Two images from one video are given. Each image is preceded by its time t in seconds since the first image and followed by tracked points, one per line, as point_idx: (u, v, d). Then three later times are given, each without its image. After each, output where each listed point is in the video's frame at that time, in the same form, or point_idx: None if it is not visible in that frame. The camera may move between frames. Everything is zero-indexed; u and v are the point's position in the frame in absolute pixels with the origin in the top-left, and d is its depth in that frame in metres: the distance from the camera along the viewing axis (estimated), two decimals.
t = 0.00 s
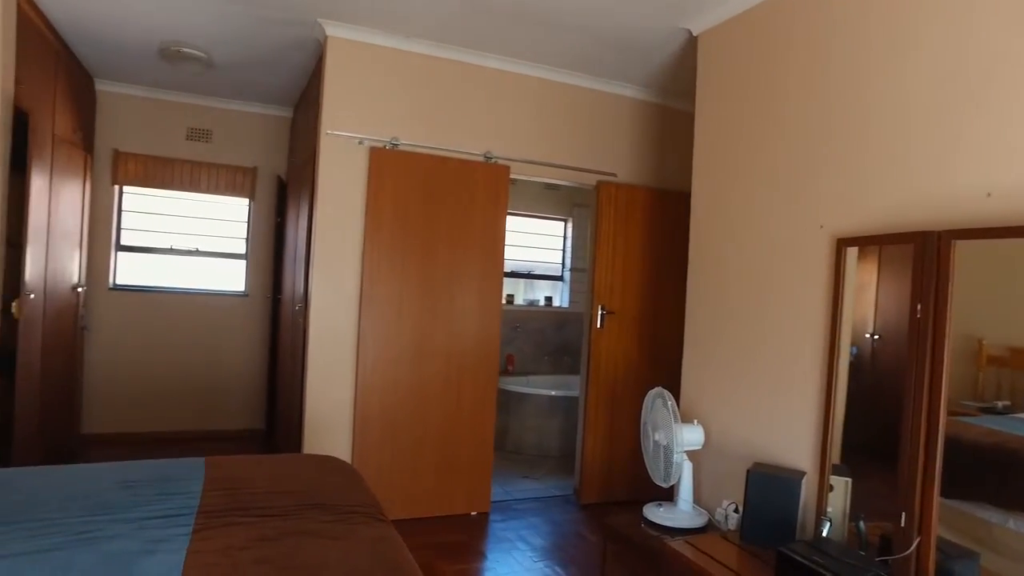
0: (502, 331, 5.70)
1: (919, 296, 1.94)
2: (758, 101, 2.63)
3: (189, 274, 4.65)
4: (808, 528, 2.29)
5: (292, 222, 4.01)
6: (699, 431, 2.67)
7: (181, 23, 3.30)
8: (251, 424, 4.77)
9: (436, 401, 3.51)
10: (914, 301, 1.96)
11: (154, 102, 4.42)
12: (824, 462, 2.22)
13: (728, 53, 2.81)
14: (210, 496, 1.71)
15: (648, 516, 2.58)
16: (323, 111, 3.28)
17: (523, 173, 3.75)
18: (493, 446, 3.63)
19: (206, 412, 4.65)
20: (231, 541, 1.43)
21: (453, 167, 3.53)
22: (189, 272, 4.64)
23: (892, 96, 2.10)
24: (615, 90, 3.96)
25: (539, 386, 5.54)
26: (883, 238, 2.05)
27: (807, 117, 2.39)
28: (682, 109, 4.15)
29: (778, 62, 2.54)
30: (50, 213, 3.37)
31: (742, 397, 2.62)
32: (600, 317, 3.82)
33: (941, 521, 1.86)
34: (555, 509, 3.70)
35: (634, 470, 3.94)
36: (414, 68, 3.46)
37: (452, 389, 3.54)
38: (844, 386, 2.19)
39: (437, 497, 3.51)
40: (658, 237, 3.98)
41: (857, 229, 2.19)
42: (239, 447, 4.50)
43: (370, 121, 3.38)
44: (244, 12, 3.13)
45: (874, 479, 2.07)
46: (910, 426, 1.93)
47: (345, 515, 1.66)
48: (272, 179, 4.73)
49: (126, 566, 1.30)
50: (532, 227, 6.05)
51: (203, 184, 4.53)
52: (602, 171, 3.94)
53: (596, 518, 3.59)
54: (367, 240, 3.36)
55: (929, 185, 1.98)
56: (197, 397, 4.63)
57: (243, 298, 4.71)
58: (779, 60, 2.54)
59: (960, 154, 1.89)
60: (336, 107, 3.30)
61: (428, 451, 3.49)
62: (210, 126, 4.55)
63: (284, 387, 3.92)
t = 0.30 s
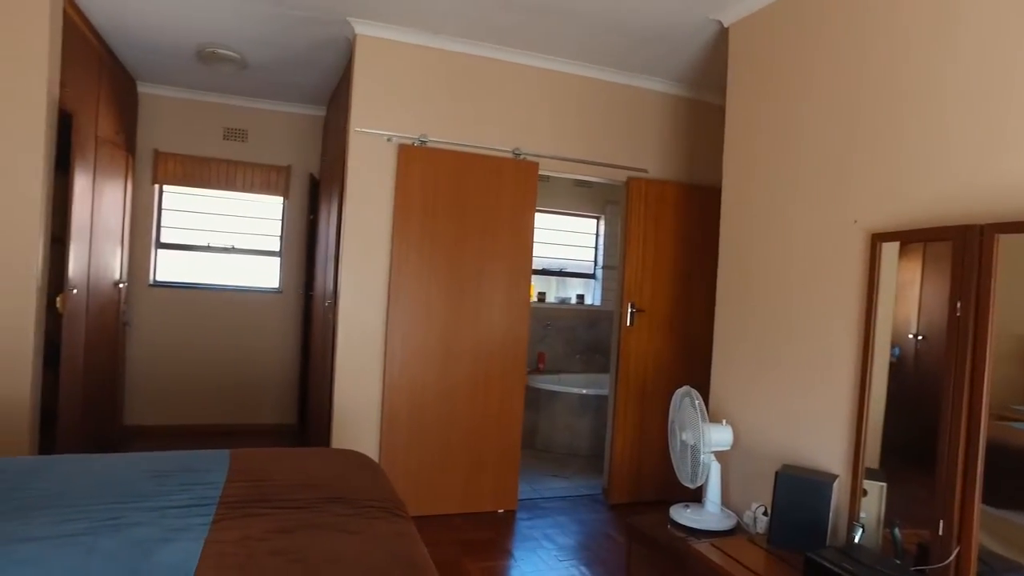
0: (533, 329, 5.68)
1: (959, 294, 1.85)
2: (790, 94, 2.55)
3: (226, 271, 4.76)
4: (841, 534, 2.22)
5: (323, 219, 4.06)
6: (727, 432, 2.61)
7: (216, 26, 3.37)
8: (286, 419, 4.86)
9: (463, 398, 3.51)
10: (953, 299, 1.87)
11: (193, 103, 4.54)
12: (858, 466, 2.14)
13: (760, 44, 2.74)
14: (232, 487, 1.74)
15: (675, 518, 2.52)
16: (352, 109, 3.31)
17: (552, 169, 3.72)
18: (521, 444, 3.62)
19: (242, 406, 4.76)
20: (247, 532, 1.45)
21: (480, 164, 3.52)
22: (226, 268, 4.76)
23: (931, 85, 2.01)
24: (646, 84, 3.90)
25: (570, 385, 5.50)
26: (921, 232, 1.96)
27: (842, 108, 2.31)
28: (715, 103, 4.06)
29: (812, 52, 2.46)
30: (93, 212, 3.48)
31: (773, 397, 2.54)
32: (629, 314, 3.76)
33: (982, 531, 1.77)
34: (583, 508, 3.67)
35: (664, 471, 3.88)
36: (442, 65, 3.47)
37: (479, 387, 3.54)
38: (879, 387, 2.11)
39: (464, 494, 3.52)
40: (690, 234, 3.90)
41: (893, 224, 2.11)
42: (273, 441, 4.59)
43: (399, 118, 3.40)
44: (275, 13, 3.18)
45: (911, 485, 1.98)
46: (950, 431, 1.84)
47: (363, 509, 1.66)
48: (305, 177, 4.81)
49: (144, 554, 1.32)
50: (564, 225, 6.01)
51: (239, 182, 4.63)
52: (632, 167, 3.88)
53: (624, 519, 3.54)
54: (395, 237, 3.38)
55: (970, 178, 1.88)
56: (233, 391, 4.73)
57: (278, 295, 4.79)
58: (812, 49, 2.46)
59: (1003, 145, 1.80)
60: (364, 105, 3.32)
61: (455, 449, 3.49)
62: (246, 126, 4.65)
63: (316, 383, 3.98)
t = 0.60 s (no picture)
0: (555, 326, 5.63)
1: (993, 289, 1.76)
2: (816, 84, 2.47)
3: (250, 267, 4.82)
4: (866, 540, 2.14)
5: (344, 216, 4.08)
6: (749, 433, 2.56)
7: (238, 24, 3.40)
8: (308, 415, 4.90)
9: (482, 394, 3.49)
10: (986, 295, 1.78)
11: (217, 102, 4.60)
12: (884, 469, 2.06)
13: (786, 33, 2.65)
14: (241, 483, 1.74)
15: (693, 519, 2.47)
16: (371, 106, 3.31)
17: (571, 165, 3.67)
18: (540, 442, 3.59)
19: (265, 401, 4.81)
20: (251, 526, 1.44)
21: (499, 160, 3.49)
22: (250, 265, 4.81)
23: (965, 72, 1.92)
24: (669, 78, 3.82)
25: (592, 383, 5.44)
26: (952, 226, 1.88)
27: (870, 98, 2.23)
28: (740, 97, 3.97)
29: (840, 40, 2.38)
30: (119, 210, 3.53)
31: (797, 397, 2.47)
32: (651, 312, 3.69)
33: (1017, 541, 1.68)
34: (602, 508, 3.62)
35: (686, 472, 3.81)
36: (461, 60, 3.44)
37: (498, 385, 3.52)
38: (907, 388, 2.03)
39: (482, 492, 3.50)
40: (713, 230, 3.82)
41: (923, 218, 2.02)
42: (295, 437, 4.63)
43: (417, 114, 3.38)
44: (295, 10, 3.19)
45: (940, 490, 1.90)
46: (983, 435, 1.75)
47: (370, 505, 1.64)
48: (327, 175, 4.84)
49: (148, 546, 1.32)
50: (588, 222, 5.95)
51: (262, 180, 4.68)
52: (655, 162, 3.81)
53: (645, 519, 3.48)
54: (413, 233, 3.37)
55: (1005, 169, 1.79)
56: (256, 387, 4.79)
57: (300, 292, 4.84)
58: (841, 37, 2.37)
59: None
60: (383, 101, 3.32)
61: (473, 447, 3.48)
62: (270, 124, 4.70)
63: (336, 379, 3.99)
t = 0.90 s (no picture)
0: (567, 325, 5.57)
1: (1016, 287, 1.68)
2: (831, 75, 2.39)
3: (260, 265, 4.82)
4: (881, 547, 2.07)
5: (353, 213, 4.05)
6: (760, 434, 2.47)
7: (245, 20, 3.39)
8: (318, 413, 4.90)
9: (489, 393, 3.45)
10: (1009, 293, 1.70)
11: (228, 101, 4.61)
12: (900, 474, 1.99)
13: (799, 23, 2.57)
14: (235, 481, 1.71)
15: (702, 523, 2.40)
16: (378, 101, 3.28)
17: (581, 161, 3.61)
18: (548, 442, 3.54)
19: (275, 399, 4.81)
20: (239, 527, 1.41)
21: (507, 156, 3.45)
22: (260, 263, 4.82)
23: (986, 59, 1.83)
24: (682, 73, 3.74)
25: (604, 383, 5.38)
26: (971, 221, 1.80)
27: (887, 88, 2.15)
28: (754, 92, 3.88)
29: (856, 29, 2.30)
30: (128, 208, 3.53)
31: (811, 398, 2.39)
32: (661, 310, 3.62)
33: None
34: (611, 510, 3.57)
35: (697, 474, 3.74)
36: (469, 55, 3.40)
37: (505, 384, 3.48)
38: (924, 389, 1.95)
39: (489, 492, 3.46)
40: (725, 227, 3.75)
41: (941, 212, 1.94)
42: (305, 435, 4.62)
43: (424, 110, 3.35)
44: (302, 6, 3.16)
45: (958, 497, 1.82)
46: (1006, 439, 1.67)
47: (364, 506, 1.61)
48: (337, 173, 4.83)
49: (132, 545, 1.30)
50: (600, 220, 5.88)
51: (273, 178, 4.68)
52: (666, 158, 3.74)
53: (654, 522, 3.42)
54: (420, 229, 3.33)
55: None
56: (266, 385, 4.79)
57: (310, 290, 4.83)
58: (856, 26, 2.29)
59: None
60: (390, 97, 3.29)
61: (480, 447, 3.44)
62: (280, 122, 4.71)
63: (344, 376, 3.98)
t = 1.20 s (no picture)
0: (580, 326, 5.49)
1: None
2: (846, 66, 2.29)
3: (271, 264, 4.82)
4: (899, 562, 1.97)
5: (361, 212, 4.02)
6: (772, 441, 2.37)
7: (251, 18, 3.37)
8: (328, 413, 4.88)
9: (496, 394, 3.40)
10: None
11: (239, 100, 4.62)
12: (919, 485, 1.89)
13: (813, 12, 2.47)
14: (224, 486, 1.67)
15: (712, 532, 2.32)
16: (384, 99, 3.24)
17: (591, 158, 3.53)
18: (556, 444, 3.48)
19: (286, 399, 4.80)
20: (221, 536, 1.37)
21: (515, 154, 3.39)
22: (271, 262, 4.81)
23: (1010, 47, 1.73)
24: (695, 68, 3.64)
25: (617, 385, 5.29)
26: (995, 218, 1.71)
27: (905, 79, 2.05)
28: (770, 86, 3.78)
29: (872, 18, 2.20)
30: (136, 209, 3.53)
31: (825, 402, 2.30)
32: (673, 311, 3.53)
33: None
34: (621, 515, 3.49)
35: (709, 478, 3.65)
36: (476, 51, 3.34)
37: (513, 385, 3.42)
38: (945, 395, 1.85)
39: (496, 496, 3.40)
40: (739, 226, 3.65)
41: (963, 209, 1.85)
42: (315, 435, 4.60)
43: (431, 107, 3.30)
44: (306, 2, 3.13)
45: (981, 510, 1.73)
46: None
47: (355, 513, 1.56)
48: (348, 171, 4.82)
49: (109, 555, 1.26)
50: (614, 219, 5.79)
51: (283, 177, 4.68)
52: (678, 155, 3.65)
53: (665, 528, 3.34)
54: (425, 228, 3.29)
55: None
56: (277, 384, 4.79)
57: (321, 289, 4.82)
58: (873, 15, 2.20)
59: None
60: (396, 94, 3.24)
61: (488, 449, 3.39)
62: (290, 121, 4.71)
63: (352, 377, 3.94)
